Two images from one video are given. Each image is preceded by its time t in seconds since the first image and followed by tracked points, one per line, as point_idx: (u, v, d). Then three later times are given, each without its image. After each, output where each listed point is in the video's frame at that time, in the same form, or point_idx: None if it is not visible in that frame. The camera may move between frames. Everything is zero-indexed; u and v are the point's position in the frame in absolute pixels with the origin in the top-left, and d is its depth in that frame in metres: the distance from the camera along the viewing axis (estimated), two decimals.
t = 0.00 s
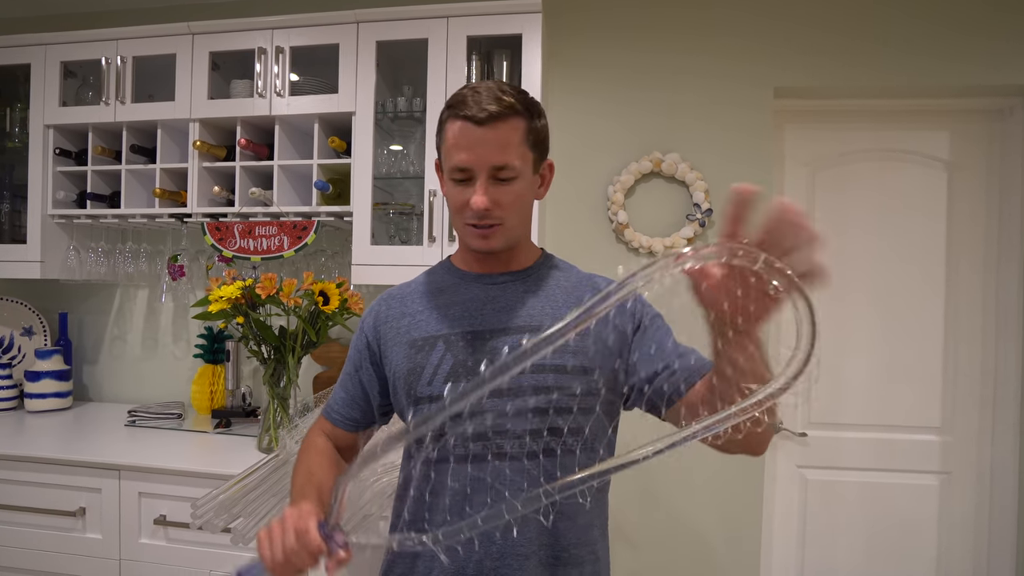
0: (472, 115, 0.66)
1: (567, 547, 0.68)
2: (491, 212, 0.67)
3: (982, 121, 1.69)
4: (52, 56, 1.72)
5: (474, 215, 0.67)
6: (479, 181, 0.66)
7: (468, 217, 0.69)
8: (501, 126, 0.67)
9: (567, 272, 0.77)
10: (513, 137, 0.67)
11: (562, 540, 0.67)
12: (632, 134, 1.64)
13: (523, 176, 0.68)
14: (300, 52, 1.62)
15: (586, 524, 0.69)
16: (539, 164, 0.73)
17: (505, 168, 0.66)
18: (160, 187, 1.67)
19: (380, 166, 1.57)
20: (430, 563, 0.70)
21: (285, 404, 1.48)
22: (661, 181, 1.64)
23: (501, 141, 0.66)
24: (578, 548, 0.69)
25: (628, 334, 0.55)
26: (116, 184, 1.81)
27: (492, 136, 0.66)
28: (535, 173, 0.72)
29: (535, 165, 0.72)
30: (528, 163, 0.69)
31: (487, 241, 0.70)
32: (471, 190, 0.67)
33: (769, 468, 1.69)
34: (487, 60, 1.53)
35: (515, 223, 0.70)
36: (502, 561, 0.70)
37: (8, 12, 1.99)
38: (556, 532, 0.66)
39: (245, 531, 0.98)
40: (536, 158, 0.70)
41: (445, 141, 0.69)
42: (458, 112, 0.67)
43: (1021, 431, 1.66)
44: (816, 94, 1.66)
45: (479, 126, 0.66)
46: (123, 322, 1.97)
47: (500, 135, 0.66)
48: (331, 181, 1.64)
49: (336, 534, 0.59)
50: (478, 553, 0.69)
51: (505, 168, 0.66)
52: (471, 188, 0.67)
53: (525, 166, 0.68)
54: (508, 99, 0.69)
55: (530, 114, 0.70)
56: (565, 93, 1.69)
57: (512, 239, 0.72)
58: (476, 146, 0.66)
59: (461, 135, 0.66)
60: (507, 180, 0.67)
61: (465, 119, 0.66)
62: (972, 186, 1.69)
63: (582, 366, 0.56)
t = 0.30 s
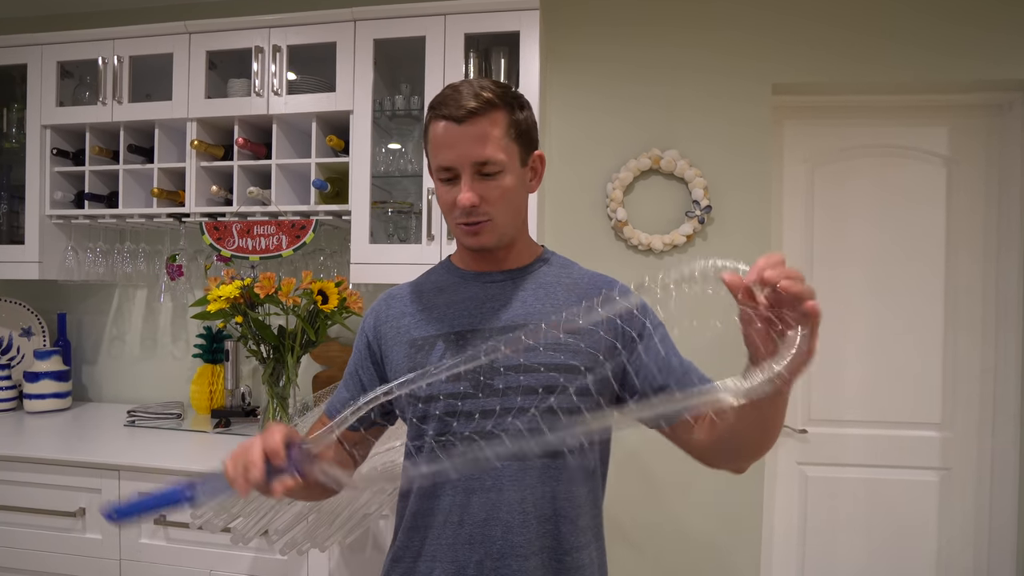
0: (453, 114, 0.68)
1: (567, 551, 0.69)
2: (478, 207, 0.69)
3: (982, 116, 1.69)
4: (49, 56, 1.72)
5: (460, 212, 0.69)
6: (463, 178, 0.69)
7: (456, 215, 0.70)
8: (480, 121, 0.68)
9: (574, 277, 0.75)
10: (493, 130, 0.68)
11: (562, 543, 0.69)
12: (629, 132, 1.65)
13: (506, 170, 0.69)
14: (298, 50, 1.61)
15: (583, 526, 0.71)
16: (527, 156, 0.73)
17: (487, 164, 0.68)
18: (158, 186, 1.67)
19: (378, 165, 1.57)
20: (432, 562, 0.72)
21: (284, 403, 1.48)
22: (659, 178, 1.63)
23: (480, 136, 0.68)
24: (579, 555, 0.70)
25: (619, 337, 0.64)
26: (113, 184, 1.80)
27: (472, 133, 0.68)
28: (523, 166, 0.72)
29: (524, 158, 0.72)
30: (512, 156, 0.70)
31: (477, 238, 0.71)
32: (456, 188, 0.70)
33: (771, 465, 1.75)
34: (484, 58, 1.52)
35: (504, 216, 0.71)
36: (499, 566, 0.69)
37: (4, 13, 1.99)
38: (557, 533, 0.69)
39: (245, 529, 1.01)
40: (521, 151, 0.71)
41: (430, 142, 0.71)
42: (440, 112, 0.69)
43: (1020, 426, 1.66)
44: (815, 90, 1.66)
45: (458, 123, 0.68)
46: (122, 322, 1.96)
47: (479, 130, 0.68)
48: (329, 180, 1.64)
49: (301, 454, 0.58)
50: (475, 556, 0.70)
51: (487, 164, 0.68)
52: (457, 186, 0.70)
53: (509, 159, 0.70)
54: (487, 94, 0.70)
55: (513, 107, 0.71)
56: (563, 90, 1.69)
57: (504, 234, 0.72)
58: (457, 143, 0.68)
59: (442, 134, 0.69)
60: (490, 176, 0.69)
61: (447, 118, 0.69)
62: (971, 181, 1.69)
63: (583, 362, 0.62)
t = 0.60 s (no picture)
0: (461, 113, 0.69)
1: (571, 549, 0.70)
2: (483, 206, 0.69)
3: (981, 114, 1.69)
4: (48, 55, 1.72)
5: (466, 210, 0.70)
6: (469, 177, 0.69)
7: (461, 213, 0.70)
8: (487, 120, 0.69)
9: (581, 281, 0.74)
10: (499, 130, 0.69)
11: (565, 541, 0.70)
12: (629, 131, 1.65)
13: (512, 170, 0.70)
14: (297, 49, 1.61)
15: (586, 525, 0.72)
16: (534, 157, 0.73)
17: (493, 163, 0.69)
18: (157, 185, 1.67)
19: (378, 164, 1.57)
20: (435, 559, 0.70)
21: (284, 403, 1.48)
22: (659, 177, 1.63)
23: (486, 135, 0.68)
24: (582, 554, 0.71)
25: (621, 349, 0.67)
26: (113, 183, 1.80)
27: (479, 132, 0.68)
28: (529, 166, 0.72)
29: (530, 158, 0.72)
30: (518, 155, 0.70)
31: (482, 237, 0.71)
32: (462, 186, 0.70)
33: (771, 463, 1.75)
34: (484, 57, 1.52)
35: (510, 216, 0.71)
36: (504, 564, 0.69)
37: (4, 11, 1.99)
38: (561, 533, 0.70)
39: (245, 529, 1.04)
40: (528, 151, 0.71)
41: (437, 140, 0.72)
42: (448, 110, 0.70)
43: (1020, 425, 1.65)
44: (815, 88, 1.65)
45: (465, 122, 0.69)
46: (121, 321, 1.96)
47: (486, 129, 0.68)
48: (328, 179, 1.64)
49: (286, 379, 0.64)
50: (480, 553, 0.69)
51: (493, 163, 0.69)
52: (463, 184, 0.70)
53: (514, 158, 0.70)
54: (494, 93, 0.70)
55: (520, 108, 0.71)
56: (563, 89, 1.69)
57: (510, 234, 0.71)
58: (464, 142, 0.69)
59: (449, 133, 0.69)
60: (496, 175, 0.69)
61: (455, 117, 0.69)
62: (970, 180, 1.69)
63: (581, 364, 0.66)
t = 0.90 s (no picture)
0: (466, 109, 0.70)
1: (575, 547, 0.71)
2: (480, 200, 0.69)
3: (982, 114, 1.68)
4: (48, 55, 1.72)
5: (465, 204, 0.70)
6: (470, 171, 0.69)
7: (461, 207, 0.71)
8: (490, 117, 0.70)
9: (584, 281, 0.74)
10: (503, 127, 0.70)
11: (569, 540, 0.71)
12: (629, 131, 1.65)
13: (514, 167, 0.70)
14: (297, 49, 1.61)
15: (590, 523, 0.73)
16: (540, 157, 0.73)
17: (494, 158, 0.69)
18: (157, 185, 1.67)
19: (377, 163, 1.57)
20: (440, 559, 0.70)
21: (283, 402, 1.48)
22: (659, 176, 1.63)
23: (490, 131, 0.69)
24: (586, 552, 0.72)
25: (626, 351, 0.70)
26: (113, 183, 1.80)
27: (483, 127, 0.69)
28: (534, 166, 0.72)
29: (535, 158, 0.73)
30: (520, 154, 0.70)
31: (480, 232, 0.71)
32: (463, 180, 0.70)
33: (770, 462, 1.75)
34: (484, 56, 1.52)
35: (508, 213, 0.70)
36: (509, 564, 0.69)
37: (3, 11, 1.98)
38: (565, 531, 0.71)
39: (246, 528, 1.03)
40: (532, 150, 0.72)
41: (444, 135, 0.73)
42: (457, 107, 0.71)
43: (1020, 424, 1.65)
44: (814, 88, 1.65)
45: (471, 117, 0.70)
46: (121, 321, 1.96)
47: (489, 125, 0.69)
48: (328, 178, 1.63)
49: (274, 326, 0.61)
50: (486, 553, 0.70)
51: (494, 158, 0.69)
52: (464, 179, 0.70)
53: (517, 155, 0.70)
54: (502, 91, 0.71)
55: (528, 108, 0.72)
56: (563, 89, 1.68)
57: (508, 231, 0.71)
58: (467, 137, 0.69)
59: (455, 127, 0.70)
60: (497, 170, 0.69)
61: (461, 113, 0.70)
62: (970, 179, 1.69)
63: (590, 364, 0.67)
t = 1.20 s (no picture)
0: (476, 109, 0.69)
1: (578, 548, 0.71)
2: (495, 204, 0.69)
3: (983, 114, 1.68)
4: (48, 55, 1.72)
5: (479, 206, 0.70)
6: (483, 173, 0.70)
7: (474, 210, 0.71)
8: (501, 118, 0.69)
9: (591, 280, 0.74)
10: (513, 128, 0.70)
11: (572, 540, 0.71)
12: (629, 130, 1.65)
13: (526, 167, 0.71)
14: (297, 49, 1.61)
15: (596, 524, 0.73)
16: (546, 156, 0.74)
17: (507, 160, 0.70)
18: (157, 185, 1.67)
19: (377, 163, 1.57)
20: (444, 560, 0.71)
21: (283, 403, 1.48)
22: (658, 176, 1.63)
23: (500, 133, 0.69)
24: (591, 552, 0.72)
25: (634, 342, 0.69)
26: (113, 183, 1.80)
27: (495, 128, 0.69)
28: (541, 166, 0.73)
29: (542, 157, 0.74)
30: (530, 154, 0.71)
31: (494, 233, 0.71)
32: (475, 183, 0.70)
33: (770, 462, 1.75)
34: (484, 56, 1.52)
35: (520, 214, 0.71)
36: (512, 564, 0.69)
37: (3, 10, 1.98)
38: (569, 531, 0.72)
39: (246, 528, 1.03)
40: (540, 149, 0.73)
41: (450, 135, 0.72)
42: (463, 106, 0.70)
43: (1020, 425, 1.66)
44: (814, 88, 1.65)
45: (480, 118, 0.69)
46: (122, 321, 1.97)
47: (500, 126, 0.69)
48: (328, 178, 1.63)
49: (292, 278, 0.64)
50: (489, 554, 0.70)
51: (506, 159, 0.70)
52: (476, 180, 0.70)
53: (528, 156, 0.71)
54: (508, 91, 0.71)
55: (534, 107, 0.72)
56: (563, 89, 1.69)
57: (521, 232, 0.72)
58: (478, 138, 0.69)
59: (462, 128, 0.70)
60: (510, 172, 0.70)
61: (470, 113, 0.70)
62: (970, 179, 1.69)
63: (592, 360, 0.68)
